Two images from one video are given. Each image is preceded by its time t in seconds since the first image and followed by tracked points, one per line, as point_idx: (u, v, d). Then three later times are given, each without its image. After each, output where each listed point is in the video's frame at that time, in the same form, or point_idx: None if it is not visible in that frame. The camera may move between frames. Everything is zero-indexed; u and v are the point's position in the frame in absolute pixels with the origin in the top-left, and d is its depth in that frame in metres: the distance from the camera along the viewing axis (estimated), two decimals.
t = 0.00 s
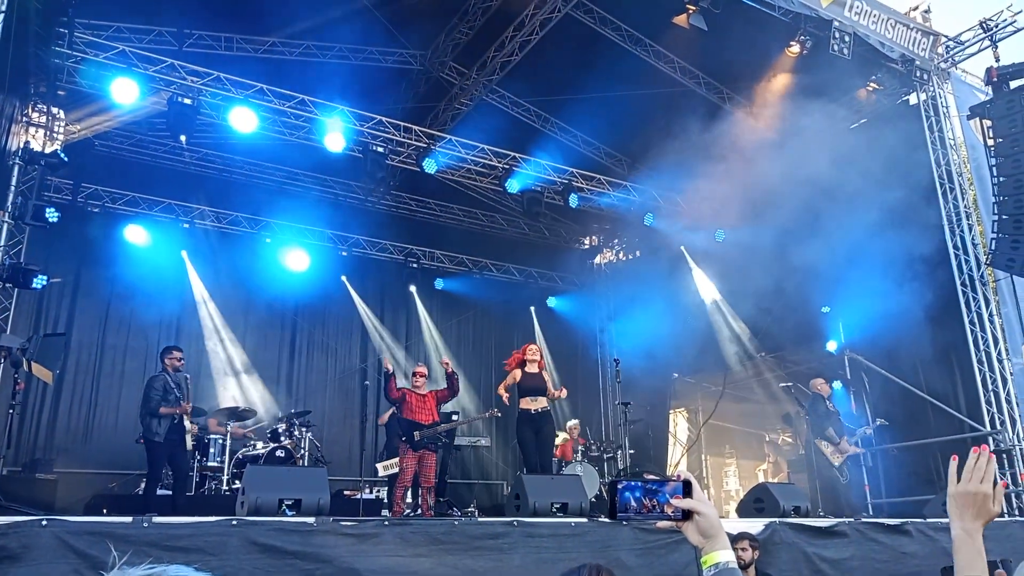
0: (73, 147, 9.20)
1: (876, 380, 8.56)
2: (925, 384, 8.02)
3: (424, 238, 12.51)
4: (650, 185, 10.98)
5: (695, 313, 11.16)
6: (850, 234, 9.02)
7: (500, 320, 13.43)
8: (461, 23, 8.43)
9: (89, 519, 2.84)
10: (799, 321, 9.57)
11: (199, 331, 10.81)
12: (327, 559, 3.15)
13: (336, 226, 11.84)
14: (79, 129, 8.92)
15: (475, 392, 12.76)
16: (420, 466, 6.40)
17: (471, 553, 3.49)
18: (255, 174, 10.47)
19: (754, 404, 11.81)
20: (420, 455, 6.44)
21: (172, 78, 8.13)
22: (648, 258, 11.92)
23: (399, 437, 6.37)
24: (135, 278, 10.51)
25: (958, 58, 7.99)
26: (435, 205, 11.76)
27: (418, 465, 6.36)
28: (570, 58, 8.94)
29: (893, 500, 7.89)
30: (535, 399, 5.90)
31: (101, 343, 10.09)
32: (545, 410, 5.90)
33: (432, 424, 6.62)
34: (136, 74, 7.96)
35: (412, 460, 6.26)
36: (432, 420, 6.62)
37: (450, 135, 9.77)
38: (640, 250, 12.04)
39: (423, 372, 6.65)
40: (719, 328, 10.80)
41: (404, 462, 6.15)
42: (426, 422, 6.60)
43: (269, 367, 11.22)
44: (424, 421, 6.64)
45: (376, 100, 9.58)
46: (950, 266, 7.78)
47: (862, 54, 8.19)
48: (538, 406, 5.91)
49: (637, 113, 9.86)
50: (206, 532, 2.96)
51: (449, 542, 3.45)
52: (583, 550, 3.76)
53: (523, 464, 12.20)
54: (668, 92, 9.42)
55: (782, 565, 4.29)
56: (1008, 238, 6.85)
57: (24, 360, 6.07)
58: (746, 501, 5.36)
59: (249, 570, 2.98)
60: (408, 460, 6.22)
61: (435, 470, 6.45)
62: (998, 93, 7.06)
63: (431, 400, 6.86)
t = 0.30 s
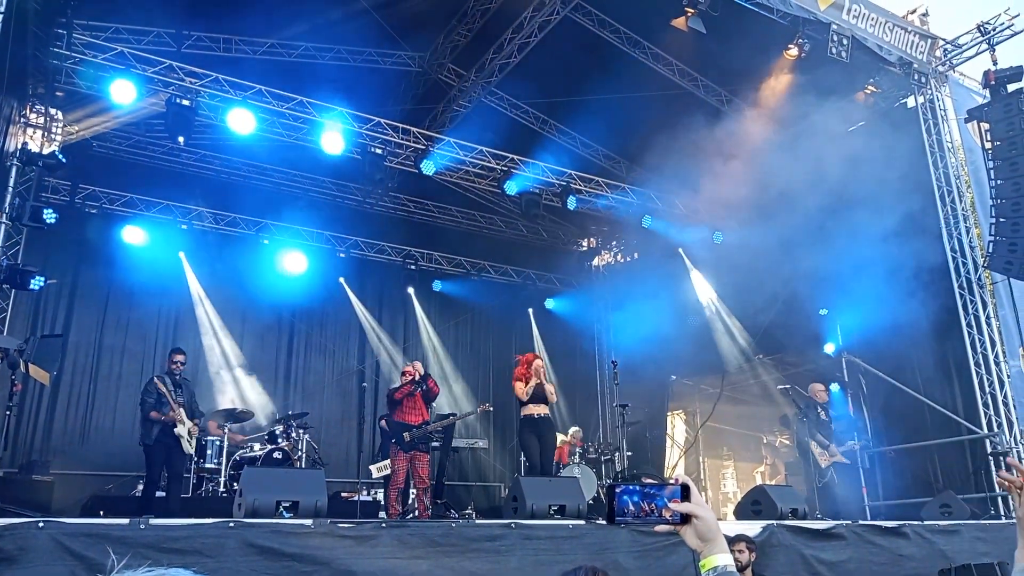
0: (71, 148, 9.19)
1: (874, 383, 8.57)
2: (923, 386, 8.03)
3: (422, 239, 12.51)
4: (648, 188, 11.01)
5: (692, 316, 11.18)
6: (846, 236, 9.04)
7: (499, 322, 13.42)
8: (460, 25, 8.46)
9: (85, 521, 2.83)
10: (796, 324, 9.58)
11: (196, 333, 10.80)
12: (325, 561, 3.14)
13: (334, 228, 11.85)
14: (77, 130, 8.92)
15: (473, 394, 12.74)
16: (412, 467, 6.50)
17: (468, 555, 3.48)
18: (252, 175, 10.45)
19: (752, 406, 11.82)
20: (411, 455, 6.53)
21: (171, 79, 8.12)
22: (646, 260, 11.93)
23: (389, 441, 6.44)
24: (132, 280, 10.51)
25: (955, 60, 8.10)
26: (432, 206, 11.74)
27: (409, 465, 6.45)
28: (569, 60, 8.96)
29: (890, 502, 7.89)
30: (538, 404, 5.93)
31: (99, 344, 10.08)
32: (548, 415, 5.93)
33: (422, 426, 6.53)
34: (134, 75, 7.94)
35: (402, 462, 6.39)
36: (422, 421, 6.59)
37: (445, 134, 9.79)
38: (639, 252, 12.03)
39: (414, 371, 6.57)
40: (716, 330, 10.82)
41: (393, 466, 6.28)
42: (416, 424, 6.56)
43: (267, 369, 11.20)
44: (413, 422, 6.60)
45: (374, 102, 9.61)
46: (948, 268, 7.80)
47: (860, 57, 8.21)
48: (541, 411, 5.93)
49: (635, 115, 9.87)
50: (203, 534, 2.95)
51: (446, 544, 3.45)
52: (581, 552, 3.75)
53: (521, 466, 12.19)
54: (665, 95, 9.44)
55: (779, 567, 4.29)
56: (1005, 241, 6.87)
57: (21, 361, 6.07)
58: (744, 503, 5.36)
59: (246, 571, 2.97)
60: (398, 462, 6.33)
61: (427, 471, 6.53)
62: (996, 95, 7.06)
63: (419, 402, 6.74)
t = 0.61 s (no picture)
0: (69, 150, 9.18)
1: (873, 386, 8.57)
2: (922, 389, 8.03)
3: (421, 243, 12.53)
4: (647, 191, 11.05)
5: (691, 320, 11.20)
6: (846, 240, 9.06)
7: (498, 325, 13.43)
8: (459, 28, 8.49)
9: (85, 525, 2.83)
10: (795, 327, 9.60)
11: (195, 336, 10.80)
12: (325, 564, 3.14)
13: (333, 231, 11.88)
14: (75, 133, 8.91)
15: (472, 398, 12.74)
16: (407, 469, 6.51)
17: (468, 559, 3.47)
18: (252, 178, 10.45)
19: (751, 410, 11.83)
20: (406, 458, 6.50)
21: (170, 82, 8.13)
22: (646, 263, 11.93)
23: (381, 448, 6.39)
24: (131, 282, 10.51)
25: (953, 64, 8.13)
26: (431, 209, 11.74)
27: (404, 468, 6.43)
28: (568, 63, 8.97)
29: (889, 506, 7.90)
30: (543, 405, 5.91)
31: (98, 347, 10.07)
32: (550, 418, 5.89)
33: (413, 430, 6.51)
34: (133, 79, 7.95)
35: (396, 465, 6.31)
36: (415, 425, 6.62)
37: (444, 137, 9.82)
38: (638, 256, 12.02)
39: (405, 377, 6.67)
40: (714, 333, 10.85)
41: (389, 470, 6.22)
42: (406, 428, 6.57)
43: (266, 372, 11.19)
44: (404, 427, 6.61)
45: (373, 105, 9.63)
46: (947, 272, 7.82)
47: (858, 61, 8.24)
48: (542, 412, 5.89)
49: (633, 118, 9.89)
50: (204, 538, 2.95)
51: (446, 547, 3.44)
52: (581, 556, 3.76)
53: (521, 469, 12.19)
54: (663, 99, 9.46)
55: (779, 571, 4.29)
56: (1004, 244, 6.86)
57: (20, 364, 6.06)
58: (743, 506, 5.36)
59: (245, 575, 2.97)
60: (392, 465, 6.27)
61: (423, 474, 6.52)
62: (993, 100, 7.08)
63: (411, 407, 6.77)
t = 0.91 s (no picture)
0: (71, 153, 9.18)
1: (874, 388, 8.57)
2: (922, 391, 8.03)
3: (422, 246, 12.54)
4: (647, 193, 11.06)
5: (691, 322, 11.18)
6: (848, 242, 9.07)
7: (498, 327, 13.44)
8: (459, 30, 8.46)
9: (85, 528, 2.83)
10: (796, 329, 9.60)
11: (196, 338, 10.81)
12: (325, 567, 3.14)
13: (334, 233, 11.91)
14: (76, 135, 8.89)
15: (473, 400, 12.74)
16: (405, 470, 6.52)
17: (469, 561, 3.48)
18: (253, 181, 10.46)
19: (752, 411, 11.82)
20: (404, 460, 6.53)
21: (170, 85, 8.25)
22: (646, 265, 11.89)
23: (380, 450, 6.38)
24: (131, 285, 10.52)
25: (953, 65, 8.16)
26: (432, 212, 11.72)
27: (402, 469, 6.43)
28: (568, 65, 8.98)
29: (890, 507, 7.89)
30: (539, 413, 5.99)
31: (99, 351, 10.07)
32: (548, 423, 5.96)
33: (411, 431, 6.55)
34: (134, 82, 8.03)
35: (396, 468, 6.30)
36: (414, 425, 6.67)
37: (443, 141, 9.80)
38: (638, 257, 12.00)
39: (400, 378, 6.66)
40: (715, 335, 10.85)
41: (388, 472, 6.25)
42: (406, 428, 6.62)
43: (266, 375, 11.19)
44: (402, 427, 6.65)
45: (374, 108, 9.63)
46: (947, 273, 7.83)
47: (858, 62, 8.25)
48: (542, 419, 5.96)
49: (633, 121, 9.90)
50: (205, 541, 2.95)
51: (447, 550, 3.44)
52: (583, 558, 3.76)
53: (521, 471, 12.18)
54: (663, 100, 9.46)
55: (780, 573, 4.28)
56: (1005, 245, 6.85)
57: (22, 367, 6.07)
58: (745, 508, 5.36)
59: None
60: (392, 468, 6.27)
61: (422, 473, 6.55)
62: (993, 101, 7.07)
63: (409, 406, 6.81)
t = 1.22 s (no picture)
0: (70, 154, 9.18)
1: (871, 390, 8.59)
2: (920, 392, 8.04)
3: (421, 247, 12.56)
4: (646, 195, 11.07)
5: (689, 324, 11.21)
6: (845, 244, 9.10)
7: (496, 329, 13.45)
8: (457, 32, 8.46)
9: (83, 530, 2.83)
10: (794, 330, 9.62)
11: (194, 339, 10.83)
12: (324, 569, 3.14)
13: (332, 235, 11.93)
14: (75, 137, 8.90)
15: (471, 401, 12.74)
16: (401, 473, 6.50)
17: (467, 563, 3.48)
18: (252, 182, 10.46)
19: (750, 413, 11.83)
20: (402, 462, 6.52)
21: (169, 86, 8.21)
22: (645, 266, 11.92)
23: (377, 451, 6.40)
24: (130, 286, 10.53)
25: (950, 68, 8.15)
26: (431, 213, 11.72)
27: (400, 472, 6.41)
28: (567, 67, 8.99)
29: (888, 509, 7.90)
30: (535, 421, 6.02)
31: (97, 352, 10.06)
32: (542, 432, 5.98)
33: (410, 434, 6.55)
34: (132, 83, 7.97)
35: (395, 470, 6.30)
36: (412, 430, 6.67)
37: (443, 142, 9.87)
38: (637, 259, 12.02)
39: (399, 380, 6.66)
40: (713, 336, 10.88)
41: (387, 475, 6.25)
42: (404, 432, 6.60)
43: (265, 376, 11.19)
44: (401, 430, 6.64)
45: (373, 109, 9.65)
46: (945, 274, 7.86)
47: (855, 64, 8.27)
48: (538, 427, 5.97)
49: (632, 122, 9.92)
50: (202, 543, 2.95)
51: (445, 552, 3.45)
52: (581, 560, 3.76)
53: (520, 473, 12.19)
54: (661, 102, 9.48)
55: (778, 574, 4.28)
56: (1003, 247, 6.87)
57: (19, 369, 6.07)
58: (743, 510, 5.37)
59: None
60: (391, 470, 6.27)
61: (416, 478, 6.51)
62: (990, 103, 7.09)
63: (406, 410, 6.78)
